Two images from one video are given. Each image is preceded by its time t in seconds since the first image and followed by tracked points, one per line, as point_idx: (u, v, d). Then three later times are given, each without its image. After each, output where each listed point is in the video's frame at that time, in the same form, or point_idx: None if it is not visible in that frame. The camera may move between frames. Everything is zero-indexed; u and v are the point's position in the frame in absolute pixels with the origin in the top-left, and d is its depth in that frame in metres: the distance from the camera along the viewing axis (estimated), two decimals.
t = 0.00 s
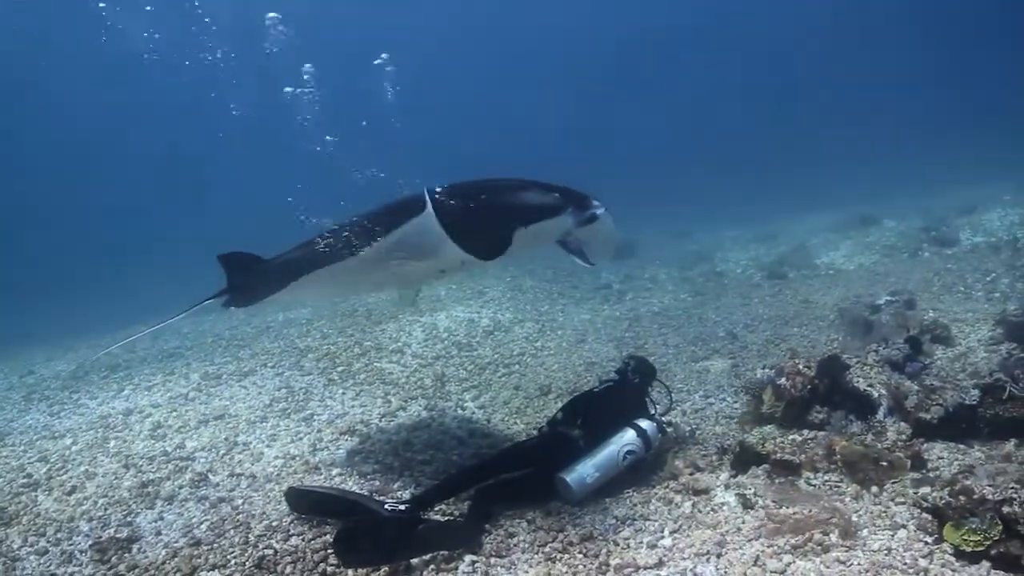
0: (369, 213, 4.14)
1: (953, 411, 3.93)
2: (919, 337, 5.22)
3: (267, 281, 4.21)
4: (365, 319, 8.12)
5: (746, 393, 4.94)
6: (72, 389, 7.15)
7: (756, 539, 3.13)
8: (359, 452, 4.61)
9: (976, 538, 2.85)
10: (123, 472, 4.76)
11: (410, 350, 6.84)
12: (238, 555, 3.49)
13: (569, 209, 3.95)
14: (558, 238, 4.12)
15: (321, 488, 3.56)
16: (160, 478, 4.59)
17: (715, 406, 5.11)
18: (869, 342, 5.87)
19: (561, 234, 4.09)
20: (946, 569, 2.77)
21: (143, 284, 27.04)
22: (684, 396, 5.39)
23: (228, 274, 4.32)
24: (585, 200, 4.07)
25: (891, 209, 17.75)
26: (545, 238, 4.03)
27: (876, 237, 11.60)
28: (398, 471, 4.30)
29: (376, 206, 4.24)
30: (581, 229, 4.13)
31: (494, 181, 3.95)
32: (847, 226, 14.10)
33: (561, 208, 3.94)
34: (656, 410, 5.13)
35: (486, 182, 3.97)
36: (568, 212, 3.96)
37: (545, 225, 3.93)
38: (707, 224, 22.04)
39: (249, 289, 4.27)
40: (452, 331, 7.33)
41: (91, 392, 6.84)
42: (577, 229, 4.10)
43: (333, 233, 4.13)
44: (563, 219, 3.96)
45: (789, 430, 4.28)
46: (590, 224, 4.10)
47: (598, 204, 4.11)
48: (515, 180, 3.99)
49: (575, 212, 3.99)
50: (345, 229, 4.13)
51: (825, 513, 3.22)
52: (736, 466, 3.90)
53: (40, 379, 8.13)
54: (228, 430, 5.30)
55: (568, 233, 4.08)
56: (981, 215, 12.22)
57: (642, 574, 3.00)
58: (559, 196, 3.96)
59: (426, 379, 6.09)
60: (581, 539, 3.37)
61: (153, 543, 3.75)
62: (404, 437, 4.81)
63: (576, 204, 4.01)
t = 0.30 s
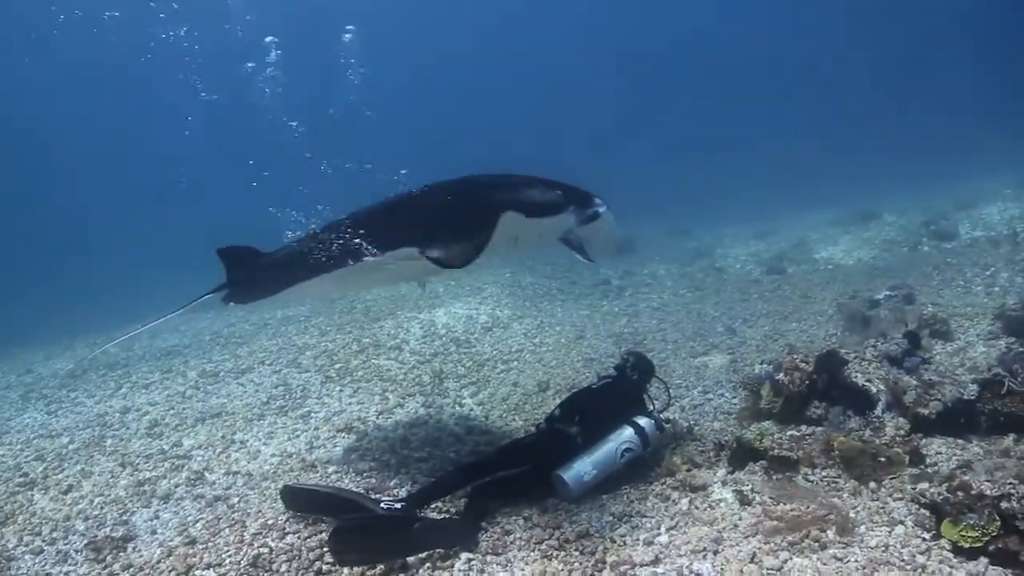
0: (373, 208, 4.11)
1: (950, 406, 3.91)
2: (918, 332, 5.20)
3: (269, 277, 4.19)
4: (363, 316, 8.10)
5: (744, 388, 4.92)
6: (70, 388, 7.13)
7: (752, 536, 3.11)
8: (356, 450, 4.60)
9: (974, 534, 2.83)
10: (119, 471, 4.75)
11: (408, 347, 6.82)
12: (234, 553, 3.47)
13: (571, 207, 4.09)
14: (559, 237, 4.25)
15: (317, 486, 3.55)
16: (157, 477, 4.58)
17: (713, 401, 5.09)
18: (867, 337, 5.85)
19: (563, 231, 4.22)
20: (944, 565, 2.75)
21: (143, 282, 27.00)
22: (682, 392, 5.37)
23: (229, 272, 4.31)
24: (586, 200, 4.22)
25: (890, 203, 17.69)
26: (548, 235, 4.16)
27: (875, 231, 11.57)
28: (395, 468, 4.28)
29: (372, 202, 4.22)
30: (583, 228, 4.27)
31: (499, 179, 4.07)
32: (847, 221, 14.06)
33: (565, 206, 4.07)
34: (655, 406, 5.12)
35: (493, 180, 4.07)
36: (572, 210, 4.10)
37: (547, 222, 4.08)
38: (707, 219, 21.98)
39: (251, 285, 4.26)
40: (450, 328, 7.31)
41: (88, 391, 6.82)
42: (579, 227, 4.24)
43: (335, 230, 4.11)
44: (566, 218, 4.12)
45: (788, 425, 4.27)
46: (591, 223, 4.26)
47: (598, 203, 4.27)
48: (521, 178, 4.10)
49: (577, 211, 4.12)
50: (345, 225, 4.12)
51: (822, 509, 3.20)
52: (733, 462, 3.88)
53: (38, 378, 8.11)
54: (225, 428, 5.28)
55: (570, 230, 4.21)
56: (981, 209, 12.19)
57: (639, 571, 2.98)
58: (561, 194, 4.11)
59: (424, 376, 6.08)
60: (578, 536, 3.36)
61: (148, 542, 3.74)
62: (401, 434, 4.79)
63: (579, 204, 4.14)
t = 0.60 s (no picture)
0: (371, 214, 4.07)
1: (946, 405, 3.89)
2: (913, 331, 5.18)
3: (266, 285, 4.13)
4: (358, 324, 8.07)
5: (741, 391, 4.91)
6: (65, 401, 7.10)
7: (749, 540, 3.09)
8: (351, 459, 4.57)
9: (972, 535, 2.81)
10: (113, 484, 4.71)
11: (403, 354, 6.80)
12: (227, 566, 3.45)
13: (568, 213, 4.03)
14: (556, 241, 4.20)
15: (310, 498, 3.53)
16: (151, 490, 4.55)
17: (710, 404, 5.07)
18: (863, 338, 5.84)
19: (561, 237, 4.16)
20: (942, 566, 2.73)
21: (139, 293, 26.98)
22: (678, 396, 5.36)
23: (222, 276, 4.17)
24: (586, 204, 4.14)
25: (885, 203, 17.71)
26: (545, 241, 4.10)
27: (870, 231, 11.57)
28: (390, 478, 4.25)
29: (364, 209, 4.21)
30: (582, 233, 4.20)
31: (498, 178, 3.95)
32: (841, 221, 14.07)
33: (562, 212, 4.00)
34: (651, 410, 5.10)
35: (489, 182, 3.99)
36: (569, 216, 4.03)
37: (544, 228, 4.00)
38: (701, 222, 22.00)
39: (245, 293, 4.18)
40: (446, 335, 7.29)
41: (82, 404, 6.79)
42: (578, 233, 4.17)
43: (328, 239, 4.08)
44: (562, 225, 4.05)
45: (785, 428, 4.26)
46: (590, 230, 4.14)
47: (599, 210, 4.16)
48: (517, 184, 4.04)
49: (575, 216, 4.06)
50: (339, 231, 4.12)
51: (819, 512, 3.18)
52: (730, 466, 3.87)
53: (32, 391, 8.07)
54: (220, 439, 5.25)
55: (568, 235, 4.15)
56: (974, 207, 12.20)
57: None
58: (560, 200, 4.02)
59: (420, 384, 6.05)
60: (573, 543, 3.33)
61: (142, 556, 3.72)
62: (396, 443, 4.77)
63: (576, 209, 4.07)
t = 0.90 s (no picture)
0: (370, 217, 4.04)
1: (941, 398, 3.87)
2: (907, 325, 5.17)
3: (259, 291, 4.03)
4: (353, 327, 8.05)
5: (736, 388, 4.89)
6: (59, 409, 7.07)
7: (745, 538, 3.08)
8: (346, 464, 4.55)
9: (968, 529, 2.79)
10: (108, 493, 4.69)
11: (398, 357, 6.78)
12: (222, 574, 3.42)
13: (567, 215, 4.03)
14: (554, 243, 4.19)
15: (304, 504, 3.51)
16: (145, 498, 4.52)
17: (706, 402, 5.06)
18: (858, 333, 5.83)
19: (558, 239, 4.15)
20: (939, 561, 2.72)
21: (135, 299, 26.93)
22: (674, 394, 5.34)
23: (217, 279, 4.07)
24: (582, 206, 4.15)
25: (880, 196, 17.72)
26: (544, 243, 4.09)
27: (864, 225, 11.57)
28: (385, 481, 4.23)
29: (355, 213, 4.20)
30: (580, 235, 4.20)
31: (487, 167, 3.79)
32: (835, 215, 14.07)
33: (561, 214, 4.00)
34: (647, 408, 5.09)
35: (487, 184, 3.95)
36: (568, 218, 4.03)
37: (545, 228, 3.95)
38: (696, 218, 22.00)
39: (240, 295, 4.07)
40: (440, 336, 7.27)
41: (77, 412, 6.76)
42: (576, 235, 4.17)
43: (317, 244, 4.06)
44: (561, 226, 4.03)
45: (780, 424, 4.25)
46: (587, 231, 4.17)
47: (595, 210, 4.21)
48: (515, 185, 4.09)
49: (573, 218, 4.06)
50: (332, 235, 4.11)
51: (815, 509, 3.17)
52: (725, 464, 3.85)
53: (26, 400, 8.04)
54: (215, 445, 5.23)
55: (566, 237, 4.15)
56: (968, 200, 12.20)
57: None
58: (558, 202, 4.03)
59: (416, 386, 6.03)
60: (569, 545, 3.31)
61: (136, 565, 3.69)
62: (391, 446, 4.75)
63: (574, 211, 4.08)
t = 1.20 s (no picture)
0: (361, 217, 4.01)
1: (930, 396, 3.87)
2: (897, 322, 5.16)
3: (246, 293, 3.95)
4: (343, 326, 8.02)
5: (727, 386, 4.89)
6: (47, 410, 7.02)
7: (733, 539, 3.07)
8: (334, 464, 4.53)
9: (957, 528, 2.79)
10: (95, 495, 4.66)
11: (388, 356, 6.75)
12: None
13: (560, 216, 4.03)
14: (547, 245, 4.18)
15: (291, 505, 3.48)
16: (132, 500, 4.49)
17: (696, 400, 5.05)
18: (847, 330, 5.84)
19: (552, 241, 4.15)
20: (927, 561, 2.71)
21: (126, 299, 26.82)
22: (665, 392, 5.33)
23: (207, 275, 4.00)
24: (575, 208, 4.16)
25: (870, 193, 17.77)
26: (537, 244, 4.09)
27: (854, 222, 11.60)
28: (374, 482, 4.21)
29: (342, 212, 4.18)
30: (573, 237, 4.21)
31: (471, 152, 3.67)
32: (826, 212, 14.11)
33: (555, 214, 4.00)
34: (638, 406, 5.08)
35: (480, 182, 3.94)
36: (561, 218, 4.04)
37: (538, 228, 3.94)
38: (687, 215, 22.03)
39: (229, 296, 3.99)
40: (431, 335, 7.25)
41: (65, 413, 6.72)
42: (569, 236, 4.17)
43: (302, 245, 4.02)
44: (555, 227, 4.03)
45: (770, 422, 4.24)
46: (581, 233, 4.19)
47: (589, 213, 4.23)
48: (508, 187, 4.10)
49: (565, 219, 4.07)
50: (319, 236, 4.08)
51: (804, 509, 3.16)
52: (715, 463, 3.84)
53: (14, 401, 7.99)
54: (202, 446, 5.20)
55: (560, 238, 4.14)
56: (957, 196, 12.24)
57: None
58: (551, 203, 4.04)
59: (405, 385, 6.01)
60: (558, 545, 3.30)
61: (122, 568, 3.67)
62: (380, 446, 4.72)
63: (567, 212, 4.09)
